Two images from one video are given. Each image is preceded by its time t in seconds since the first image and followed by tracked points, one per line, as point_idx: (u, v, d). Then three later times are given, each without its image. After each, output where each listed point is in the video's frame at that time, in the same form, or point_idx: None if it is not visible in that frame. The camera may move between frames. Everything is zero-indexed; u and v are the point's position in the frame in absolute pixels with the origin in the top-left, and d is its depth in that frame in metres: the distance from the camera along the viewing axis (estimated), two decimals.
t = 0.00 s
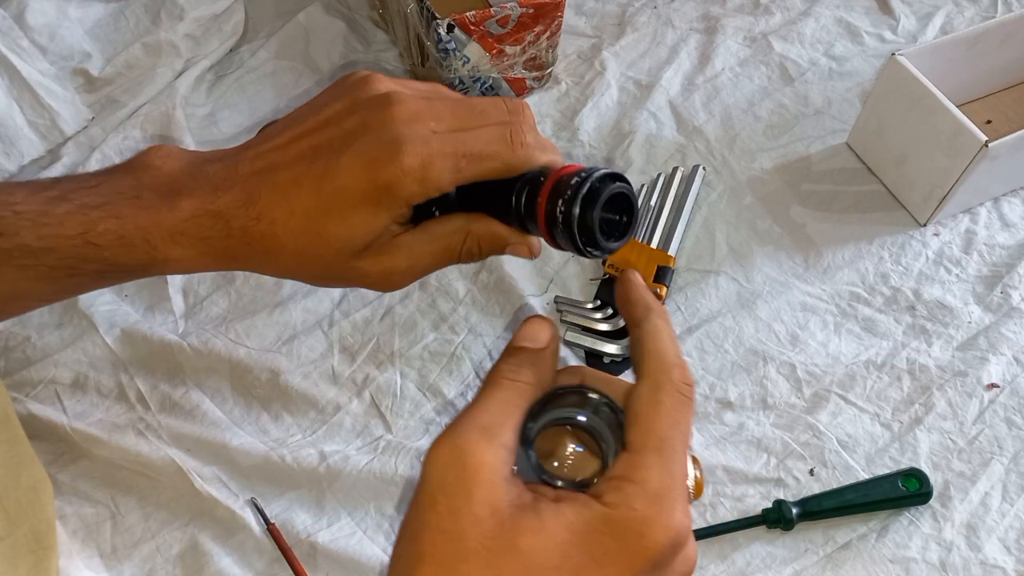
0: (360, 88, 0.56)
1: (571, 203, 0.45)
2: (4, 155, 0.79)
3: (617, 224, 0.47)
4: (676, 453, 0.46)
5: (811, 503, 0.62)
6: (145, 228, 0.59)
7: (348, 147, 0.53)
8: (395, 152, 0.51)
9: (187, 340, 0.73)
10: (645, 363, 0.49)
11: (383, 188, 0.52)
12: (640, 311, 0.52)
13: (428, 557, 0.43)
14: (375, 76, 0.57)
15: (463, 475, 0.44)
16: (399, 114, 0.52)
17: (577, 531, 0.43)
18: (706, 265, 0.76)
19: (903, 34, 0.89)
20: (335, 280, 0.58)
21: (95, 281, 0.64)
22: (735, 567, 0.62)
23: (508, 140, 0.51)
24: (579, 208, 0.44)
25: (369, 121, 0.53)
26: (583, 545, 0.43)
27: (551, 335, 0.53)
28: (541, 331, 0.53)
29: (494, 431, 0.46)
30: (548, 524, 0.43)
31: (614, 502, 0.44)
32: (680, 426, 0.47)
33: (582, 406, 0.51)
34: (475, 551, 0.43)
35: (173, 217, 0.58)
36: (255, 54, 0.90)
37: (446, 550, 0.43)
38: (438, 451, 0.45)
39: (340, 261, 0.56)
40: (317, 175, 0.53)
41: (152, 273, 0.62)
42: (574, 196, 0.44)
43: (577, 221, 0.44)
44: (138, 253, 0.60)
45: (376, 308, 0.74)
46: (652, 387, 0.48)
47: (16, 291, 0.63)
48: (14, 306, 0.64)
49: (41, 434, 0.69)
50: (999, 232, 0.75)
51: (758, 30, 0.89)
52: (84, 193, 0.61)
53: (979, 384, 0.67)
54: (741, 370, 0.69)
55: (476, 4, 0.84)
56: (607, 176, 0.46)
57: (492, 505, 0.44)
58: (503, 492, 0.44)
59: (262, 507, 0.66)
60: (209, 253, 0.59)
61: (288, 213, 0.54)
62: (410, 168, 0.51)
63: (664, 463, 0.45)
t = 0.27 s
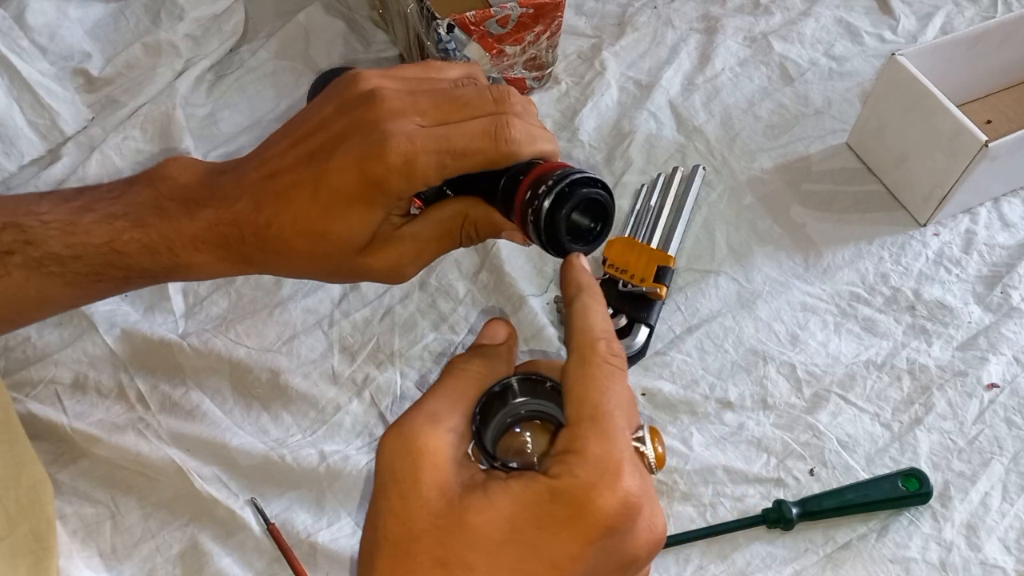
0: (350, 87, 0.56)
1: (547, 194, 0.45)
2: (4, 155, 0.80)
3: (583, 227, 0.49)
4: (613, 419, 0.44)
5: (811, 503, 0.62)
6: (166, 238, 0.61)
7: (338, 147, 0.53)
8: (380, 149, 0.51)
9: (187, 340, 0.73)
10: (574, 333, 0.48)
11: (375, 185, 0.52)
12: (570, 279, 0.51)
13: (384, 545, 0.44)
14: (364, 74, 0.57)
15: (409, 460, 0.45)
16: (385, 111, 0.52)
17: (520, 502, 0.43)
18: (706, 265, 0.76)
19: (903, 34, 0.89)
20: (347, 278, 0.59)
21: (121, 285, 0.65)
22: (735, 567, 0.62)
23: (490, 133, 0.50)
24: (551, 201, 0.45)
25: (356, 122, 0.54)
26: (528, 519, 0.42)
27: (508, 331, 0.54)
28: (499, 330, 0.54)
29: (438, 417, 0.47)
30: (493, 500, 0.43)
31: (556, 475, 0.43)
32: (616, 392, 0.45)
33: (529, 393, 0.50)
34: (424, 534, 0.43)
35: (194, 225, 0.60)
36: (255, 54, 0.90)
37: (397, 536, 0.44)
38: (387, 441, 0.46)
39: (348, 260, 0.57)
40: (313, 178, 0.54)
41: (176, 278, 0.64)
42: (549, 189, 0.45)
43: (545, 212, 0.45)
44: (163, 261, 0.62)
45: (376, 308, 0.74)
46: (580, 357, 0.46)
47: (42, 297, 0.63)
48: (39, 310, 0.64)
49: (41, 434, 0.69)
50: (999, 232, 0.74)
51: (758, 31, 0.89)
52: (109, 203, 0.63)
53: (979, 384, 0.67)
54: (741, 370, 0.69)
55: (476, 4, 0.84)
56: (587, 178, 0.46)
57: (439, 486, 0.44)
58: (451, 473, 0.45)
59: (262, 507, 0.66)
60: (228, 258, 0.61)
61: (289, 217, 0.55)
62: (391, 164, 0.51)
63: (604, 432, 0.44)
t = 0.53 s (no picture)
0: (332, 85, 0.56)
1: (517, 178, 0.45)
2: (4, 155, 0.80)
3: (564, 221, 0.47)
4: (605, 425, 0.44)
5: (811, 502, 0.62)
6: (172, 245, 0.61)
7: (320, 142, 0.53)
8: (358, 141, 0.51)
9: (187, 340, 0.73)
10: (560, 337, 0.47)
11: (357, 178, 0.52)
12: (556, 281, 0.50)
13: (371, 551, 0.44)
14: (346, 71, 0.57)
15: (394, 465, 0.44)
16: (362, 102, 0.52)
17: (510, 511, 0.42)
18: (706, 265, 0.76)
19: (903, 34, 0.89)
20: (347, 274, 0.60)
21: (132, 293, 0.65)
22: (735, 567, 0.62)
23: (466, 118, 0.49)
24: (518, 183, 0.44)
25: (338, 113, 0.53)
26: (516, 528, 0.42)
27: (501, 329, 0.53)
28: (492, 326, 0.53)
29: (426, 421, 0.46)
30: (482, 508, 0.43)
31: (547, 484, 0.43)
32: (606, 397, 0.45)
33: (512, 398, 0.49)
34: (410, 541, 0.43)
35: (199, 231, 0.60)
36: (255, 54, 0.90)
37: (384, 542, 0.44)
38: (373, 443, 0.45)
39: (343, 256, 0.57)
40: (299, 175, 0.54)
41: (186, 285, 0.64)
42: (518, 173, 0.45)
43: (513, 194, 0.44)
44: (171, 268, 0.62)
45: (376, 308, 0.74)
46: (568, 361, 0.46)
47: (55, 302, 0.64)
48: (52, 315, 0.65)
49: (41, 434, 0.69)
50: (999, 232, 0.75)
51: (758, 31, 0.89)
52: (117, 211, 0.63)
53: (979, 384, 0.67)
54: (741, 370, 0.69)
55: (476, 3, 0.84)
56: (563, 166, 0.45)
57: (427, 492, 0.44)
58: (439, 479, 0.45)
59: (262, 507, 0.66)
60: (231, 263, 0.61)
61: (283, 218, 0.55)
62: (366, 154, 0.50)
63: (595, 439, 0.43)
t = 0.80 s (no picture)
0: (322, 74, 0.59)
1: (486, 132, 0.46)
2: (4, 155, 0.80)
3: (551, 156, 0.47)
4: (604, 434, 0.44)
5: (811, 503, 0.62)
6: (157, 238, 0.62)
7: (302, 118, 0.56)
8: (336, 107, 0.53)
9: (187, 340, 0.73)
10: (560, 336, 0.47)
11: (336, 146, 0.54)
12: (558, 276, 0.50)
13: (359, 553, 0.45)
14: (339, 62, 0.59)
15: (378, 473, 0.44)
16: (345, 78, 0.55)
17: (501, 526, 0.43)
18: (706, 265, 0.76)
19: (903, 34, 0.89)
20: (332, 266, 0.59)
21: (115, 294, 0.66)
22: (735, 567, 0.62)
23: (444, 80, 0.51)
24: (480, 154, 0.45)
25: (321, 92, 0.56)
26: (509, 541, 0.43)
27: (506, 317, 0.53)
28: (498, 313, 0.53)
29: (412, 423, 0.46)
30: (473, 521, 0.43)
31: (544, 497, 0.43)
32: (606, 403, 0.45)
33: (498, 399, 0.49)
34: (398, 548, 0.44)
35: (188, 225, 0.62)
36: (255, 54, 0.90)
37: (373, 550, 0.45)
38: (358, 452, 0.45)
39: (326, 241, 0.57)
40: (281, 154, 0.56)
41: (166, 283, 0.65)
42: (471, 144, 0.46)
43: (483, 166, 0.45)
44: (154, 262, 0.63)
45: (376, 308, 0.74)
46: (568, 364, 0.46)
47: (38, 306, 0.65)
48: (34, 321, 0.65)
49: (41, 434, 0.69)
50: (999, 232, 0.75)
51: (758, 31, 0.89)
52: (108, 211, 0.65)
53: (979, 384, 0.67)
54: (741, 370, 0.69)
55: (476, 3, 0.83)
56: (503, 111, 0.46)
57: (415, 503, 0.44)
58: (427, 488, 0.45)
59: (262, 507, 0.66)
60: (220, 259, 0.62)
61: (267, 198, 0.57)
62: (344, 114, 0.53)
63: (593, 448, 0.43)
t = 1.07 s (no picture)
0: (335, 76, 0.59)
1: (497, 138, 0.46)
2: (4, 155, 0.80)
3: (567, 159, 0.47)
4: (609, 458, 0.42)
5: (811, 503, 0.62)
6: (146, 243, 0.63)
7: (307, 120, 0.56)
8: (341, 110, 0.53)
9: (187, 340, 0.73)
10: (569, 348, 0.46)
11: (338, 150, 0.54)
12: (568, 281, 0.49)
13: (348, 566, 0.45)
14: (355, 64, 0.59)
15: (369, 485, 0.45)
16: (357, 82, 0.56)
17: (495, 549, 0.42)
18: (706, 265, 0.76)
19: (903, 34, 0.89)
20: (323, 276, 0.59)
21: (99, 303, 0.66)
22: (735, 567, 0.62)
23: (456, 90, 0.50)
24: (496, 173, 0.45)
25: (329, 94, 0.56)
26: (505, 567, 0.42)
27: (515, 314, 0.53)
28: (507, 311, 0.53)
29: (407, 434, 0.46)
30: (466, 542, 0.42)
31: (542, 524, 0.42)
32: (613, 423, 0.43)
33: (491, 408, 0.48)
34: (387, 565, 0.44)
35: (184, 229, 0.62)
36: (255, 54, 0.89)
37: (363, 564, 0.44)
38: (345, 465, 0.45)
39: (319, 249, 0.57)
40: (281, 158, 0.56)
41: (149, 291, 0.65)
42: (486, 160, 0.45)
43: (500, 186, 0.45)
44: (139, 267, 0.63)
45: (376, 308, 0.74)
46: (575, 379, 0.45)
47: (23, 313, 0.65)
48: (16, 328, 0.66)
49: (41, 434, 0.69)
50: (999, 232, 0.75)
51: (758, 31, 0.89)
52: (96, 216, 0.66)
53: (979, 384, 0.67)
54: (741, 370, 0.69)
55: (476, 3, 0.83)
56: (516, 120, 0.46)
57: (406, 519, 0.44)
58: (419, 504, 0.44)
59: (262, 507, 0.66)
60: (212, 264, 0.62)
61: (264, 202, 0.57)
62: (349, 117, 0.53)
63: (595, 472, 0.42)
